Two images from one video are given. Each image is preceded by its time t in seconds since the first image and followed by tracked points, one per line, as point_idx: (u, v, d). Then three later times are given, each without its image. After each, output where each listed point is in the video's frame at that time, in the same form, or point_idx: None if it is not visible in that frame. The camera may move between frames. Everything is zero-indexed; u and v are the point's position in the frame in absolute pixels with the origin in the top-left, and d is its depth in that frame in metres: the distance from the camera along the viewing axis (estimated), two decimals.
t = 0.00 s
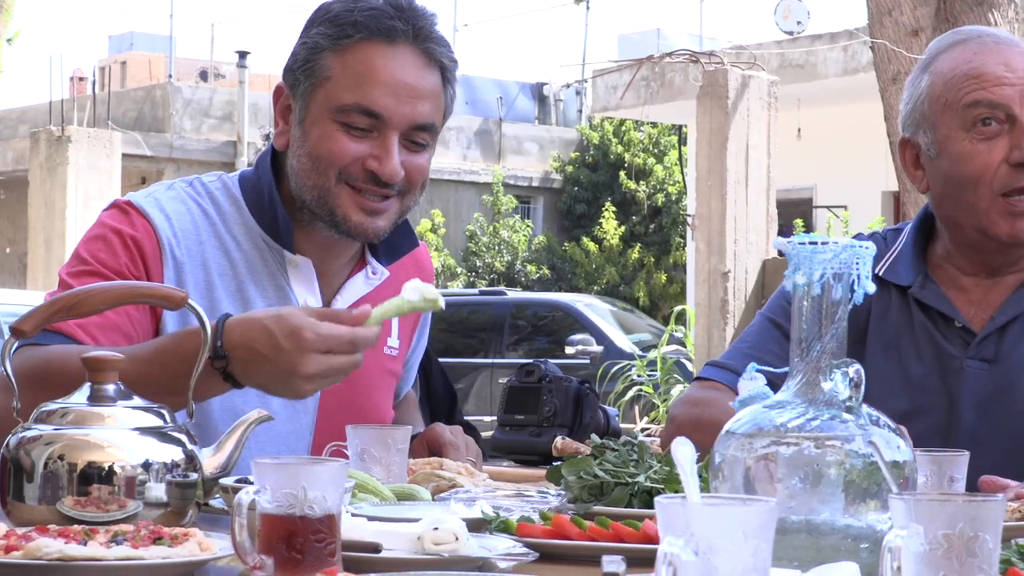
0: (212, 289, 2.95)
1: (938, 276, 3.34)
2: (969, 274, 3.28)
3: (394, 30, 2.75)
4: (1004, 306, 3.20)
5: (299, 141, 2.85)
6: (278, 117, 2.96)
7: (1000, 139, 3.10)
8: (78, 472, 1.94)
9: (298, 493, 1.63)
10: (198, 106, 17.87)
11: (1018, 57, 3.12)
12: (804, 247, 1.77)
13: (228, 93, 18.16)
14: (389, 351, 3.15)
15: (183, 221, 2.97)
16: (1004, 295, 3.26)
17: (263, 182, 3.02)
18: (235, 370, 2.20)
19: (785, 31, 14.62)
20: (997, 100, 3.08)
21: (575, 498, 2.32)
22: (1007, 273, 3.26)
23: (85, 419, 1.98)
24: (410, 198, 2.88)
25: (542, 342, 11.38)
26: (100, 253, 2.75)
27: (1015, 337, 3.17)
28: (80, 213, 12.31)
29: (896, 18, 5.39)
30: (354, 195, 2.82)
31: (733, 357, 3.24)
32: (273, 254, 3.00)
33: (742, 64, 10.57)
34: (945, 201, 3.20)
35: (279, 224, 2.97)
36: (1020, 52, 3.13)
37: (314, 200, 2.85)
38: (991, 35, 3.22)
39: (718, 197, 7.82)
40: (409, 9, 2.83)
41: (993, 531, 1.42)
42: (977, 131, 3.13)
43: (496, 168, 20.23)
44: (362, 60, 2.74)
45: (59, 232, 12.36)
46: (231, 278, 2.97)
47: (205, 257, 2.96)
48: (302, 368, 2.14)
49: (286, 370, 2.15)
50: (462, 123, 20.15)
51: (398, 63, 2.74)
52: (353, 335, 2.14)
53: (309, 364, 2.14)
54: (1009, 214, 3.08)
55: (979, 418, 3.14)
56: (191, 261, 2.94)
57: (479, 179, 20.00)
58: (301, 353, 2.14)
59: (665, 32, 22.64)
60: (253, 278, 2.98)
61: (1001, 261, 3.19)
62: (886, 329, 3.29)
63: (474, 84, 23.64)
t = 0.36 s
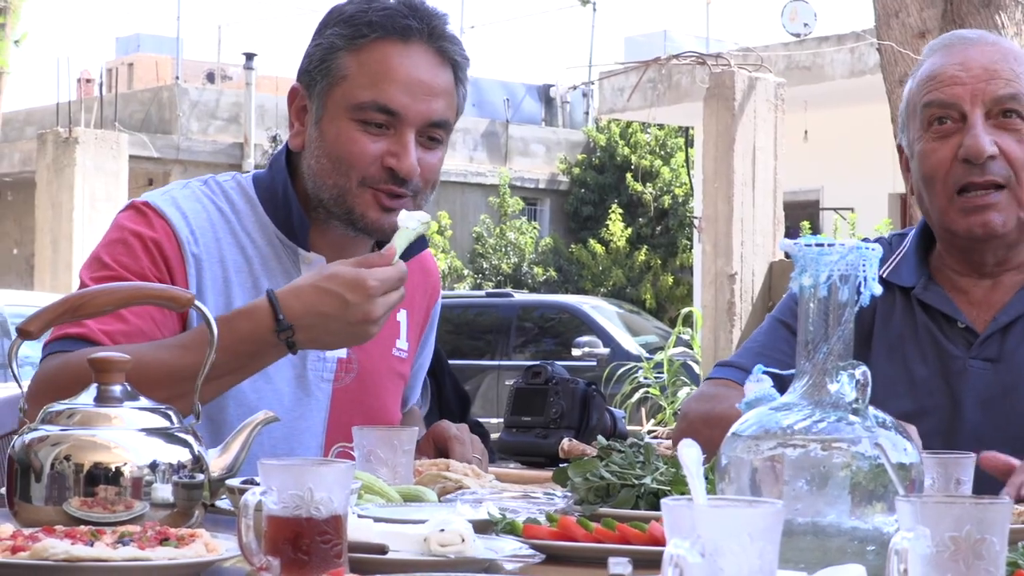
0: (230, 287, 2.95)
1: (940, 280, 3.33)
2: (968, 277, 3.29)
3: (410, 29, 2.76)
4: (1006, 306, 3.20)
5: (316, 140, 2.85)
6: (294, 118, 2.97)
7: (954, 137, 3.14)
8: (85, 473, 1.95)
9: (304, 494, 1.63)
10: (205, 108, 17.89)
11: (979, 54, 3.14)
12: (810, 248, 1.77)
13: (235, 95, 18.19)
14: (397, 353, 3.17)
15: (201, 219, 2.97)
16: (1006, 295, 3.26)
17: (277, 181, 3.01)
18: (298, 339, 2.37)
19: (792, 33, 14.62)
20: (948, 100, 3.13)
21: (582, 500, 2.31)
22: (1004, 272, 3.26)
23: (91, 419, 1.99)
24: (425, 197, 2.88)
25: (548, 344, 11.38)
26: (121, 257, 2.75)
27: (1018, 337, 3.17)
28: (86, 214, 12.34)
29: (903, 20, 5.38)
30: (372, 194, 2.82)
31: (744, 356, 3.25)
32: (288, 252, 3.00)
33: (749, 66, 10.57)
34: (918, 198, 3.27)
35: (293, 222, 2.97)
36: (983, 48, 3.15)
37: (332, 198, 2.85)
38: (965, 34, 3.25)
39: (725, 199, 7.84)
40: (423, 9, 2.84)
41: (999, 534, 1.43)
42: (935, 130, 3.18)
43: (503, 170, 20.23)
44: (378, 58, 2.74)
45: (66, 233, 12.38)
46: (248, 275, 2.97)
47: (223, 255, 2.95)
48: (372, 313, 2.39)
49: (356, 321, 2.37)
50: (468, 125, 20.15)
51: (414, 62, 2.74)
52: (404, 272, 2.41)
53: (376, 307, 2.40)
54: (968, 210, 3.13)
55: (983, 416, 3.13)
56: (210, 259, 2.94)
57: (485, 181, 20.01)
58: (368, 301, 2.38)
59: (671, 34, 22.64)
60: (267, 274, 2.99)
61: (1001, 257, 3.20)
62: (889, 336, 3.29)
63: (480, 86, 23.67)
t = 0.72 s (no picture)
0: (242, 282, 2.93)
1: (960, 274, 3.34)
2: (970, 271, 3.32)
3: (412, 15, 2.80)
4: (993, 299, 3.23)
5: (321, 134, 2.84)
6: (300, 115, 2.97)
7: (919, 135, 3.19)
8: (90, 474, 1.95)
9: (310, 494, 1.63)
10: (207, 109, 17.89)
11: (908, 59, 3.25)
12: (816, 248, 1.77)
13: (237, 95, 18.19)
14: (401, 351, 3.14)
15: (213, 213, 2.96)
16: (994, 294, 3.29)
17: (285, 177, 2.99)
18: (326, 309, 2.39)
19: (794, 34, 14.61)
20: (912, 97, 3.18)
21: (586, 500, 2.31)
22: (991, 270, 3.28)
23: (96, 420, 1.99)
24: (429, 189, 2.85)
25: (551, 344, 11.36)
26: (139, 252, 2.75)
27: (1009, 333, 3.18)
28: (89, 215, 12.35)
29: (905, 21, 5.38)
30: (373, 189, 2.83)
31: (778, 345, 3.24)
32: (296, 245, 3.00)
33: (751, 67, 10.56)
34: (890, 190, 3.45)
35: (302, 213, 2.96)
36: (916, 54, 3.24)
37: (338, 191, 2.86)
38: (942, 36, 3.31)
39: (727, 199, 7.83)
40: None
41: (1005, 534, 1.43)
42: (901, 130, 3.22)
43: (505, 171, 20.23)
44: (382, 46, 2.76)
45: (69, 234, 12.38)
46: (259, 269, 2.95)
47: (236, 249, 2.94)
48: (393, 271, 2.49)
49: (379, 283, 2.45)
50: (470, 126, 20.14)
51: (416, 48, 2.77)
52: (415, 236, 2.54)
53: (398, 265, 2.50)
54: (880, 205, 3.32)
55: (971, 422, 3.18)
56: (224, 253, 2.93)
57: (487, 181, 20.01)
58: (392, 261, 2.47)
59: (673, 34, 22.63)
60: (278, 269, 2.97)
61: (964, 253, 3.26)
62: (895, 329, 3.36)
63: (482, 86, 23.67)
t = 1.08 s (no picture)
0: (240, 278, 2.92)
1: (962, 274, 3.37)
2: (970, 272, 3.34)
3: (396, 26, 2.75)
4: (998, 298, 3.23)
5: (309, 142, 2.83)
6: (287, 121, 2.95)
7: (959, 135, 3.18)
8: (86, 474, 1.94)
9: (307, 496, 1.63)
10: (205, 108, 17.88)
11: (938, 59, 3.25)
12: (815, 251, 1.76)
13: (236, 94, 18.19)
14: (394, 350, 3.10)
15: (211, 207, 2.94)
16: (1002, 291, 3.29)
17: (279, 179, 2.97)
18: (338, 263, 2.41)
19: (792, 35, 14.62)
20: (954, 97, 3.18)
21: (584, 501, 2.30)
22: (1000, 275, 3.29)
23: (93, 419, 1.99)
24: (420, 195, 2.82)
25: (548, 344, 11.37)
26: (143, 243, 2.77)
27: (1012, 332, 3.18)
28: (86, 214, 12.35)
29: (904, 22, 5.38)
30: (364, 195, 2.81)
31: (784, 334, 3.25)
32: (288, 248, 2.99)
33: (750, 68, 10.57)
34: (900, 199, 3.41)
35: (293, 215, 2.96)
36: (944, 56, 3.25)
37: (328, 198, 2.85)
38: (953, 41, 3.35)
39: (725, 200, 7.83)
40: (408, 5, 2.82)
41: (1003, 537, 1.42)
42: (938, 127, 3.21)
43: (503, 170, 20.22)
44: (366, 56, 2.72)
45: (67, 232, 12.38)
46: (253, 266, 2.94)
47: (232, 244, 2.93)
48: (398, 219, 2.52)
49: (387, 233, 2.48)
50: (469, 125, 20.13)
51: (400, 57, 2.73)
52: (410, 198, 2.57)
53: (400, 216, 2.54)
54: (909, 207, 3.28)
55: (976, 413, 3.17)
56: (222, 247, 2.92)
57: (485, 181, 20.02)
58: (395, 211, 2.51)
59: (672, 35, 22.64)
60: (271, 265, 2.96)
61: (982, 253, 3.25)
62: (897, 323, 3.35)
63: (480, 86, 23.69)
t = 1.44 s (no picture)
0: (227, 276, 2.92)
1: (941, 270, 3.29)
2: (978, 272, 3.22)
3: (380, 22, 2.77)
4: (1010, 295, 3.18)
5: (296, 139, 2.82)
6: (272, 119, 2.94)
7: None
8: (80, 476, 1.94)
9: (300, 498, 1.63)
10: (198, 109, 17.86)
11: None
12: (808, 254, 1.76)
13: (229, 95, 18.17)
14: (385, 348, 3.09)
15: (198, 205, 2.94)
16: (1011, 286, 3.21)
17: (263, 178, 2.97)
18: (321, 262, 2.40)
19: (785, 37, 14.65)
20: None
21: (577, 504, 2.31)
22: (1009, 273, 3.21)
23: (87, 422, 1.99)
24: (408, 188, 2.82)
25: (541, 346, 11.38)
26: (128, 246, 2.77)
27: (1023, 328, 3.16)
28: (79, 215, 12.33)
29: (897, 25, 5.37)
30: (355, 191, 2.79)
31: (744, 339, 3.21)
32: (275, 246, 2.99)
33: (744, 70, 10.59)
34: (995, 203, 3.09)
35: (279, 213, 2.96)
36: None
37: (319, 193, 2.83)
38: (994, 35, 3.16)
39: (719, 202, 7.83)
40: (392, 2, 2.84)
41: (995, 541, 1.42)
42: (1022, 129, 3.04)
43: (497, 172, 20.23)
44: (353, 53, 2.74)
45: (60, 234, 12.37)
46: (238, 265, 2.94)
47: (219, 244, 2.93)
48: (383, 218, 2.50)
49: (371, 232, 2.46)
50: (463, 127, 20.15)
51: (386, 53, 2.74)
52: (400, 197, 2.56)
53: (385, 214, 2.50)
54: None
55: (986, 407, 3.14)
56: (208, 246, 2.92)
57: (479, 183, 20.03)
58: (379, 208, 2.48)
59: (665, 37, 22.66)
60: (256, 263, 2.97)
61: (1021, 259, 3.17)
62: (892, 320, 3.26)
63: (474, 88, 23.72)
